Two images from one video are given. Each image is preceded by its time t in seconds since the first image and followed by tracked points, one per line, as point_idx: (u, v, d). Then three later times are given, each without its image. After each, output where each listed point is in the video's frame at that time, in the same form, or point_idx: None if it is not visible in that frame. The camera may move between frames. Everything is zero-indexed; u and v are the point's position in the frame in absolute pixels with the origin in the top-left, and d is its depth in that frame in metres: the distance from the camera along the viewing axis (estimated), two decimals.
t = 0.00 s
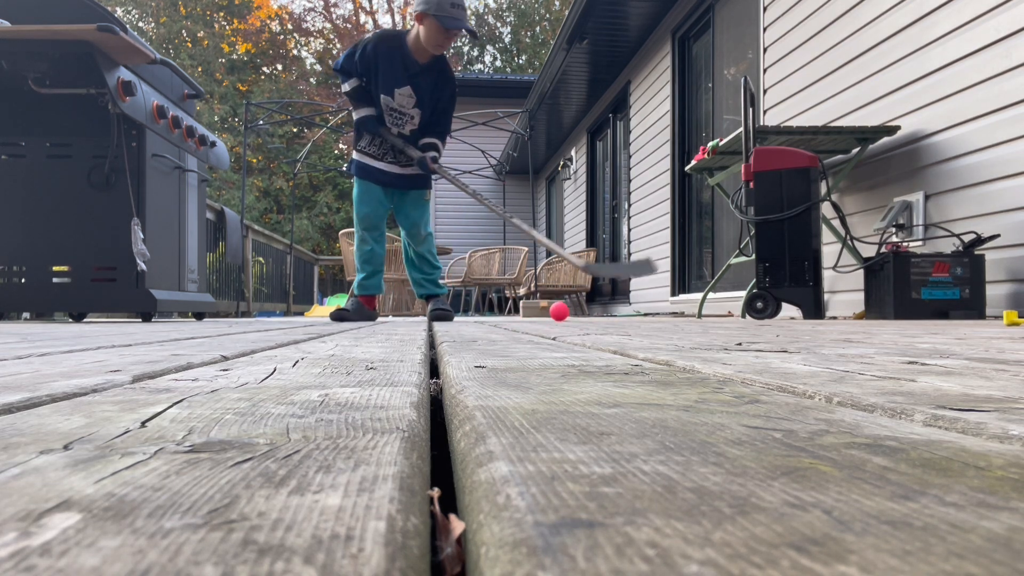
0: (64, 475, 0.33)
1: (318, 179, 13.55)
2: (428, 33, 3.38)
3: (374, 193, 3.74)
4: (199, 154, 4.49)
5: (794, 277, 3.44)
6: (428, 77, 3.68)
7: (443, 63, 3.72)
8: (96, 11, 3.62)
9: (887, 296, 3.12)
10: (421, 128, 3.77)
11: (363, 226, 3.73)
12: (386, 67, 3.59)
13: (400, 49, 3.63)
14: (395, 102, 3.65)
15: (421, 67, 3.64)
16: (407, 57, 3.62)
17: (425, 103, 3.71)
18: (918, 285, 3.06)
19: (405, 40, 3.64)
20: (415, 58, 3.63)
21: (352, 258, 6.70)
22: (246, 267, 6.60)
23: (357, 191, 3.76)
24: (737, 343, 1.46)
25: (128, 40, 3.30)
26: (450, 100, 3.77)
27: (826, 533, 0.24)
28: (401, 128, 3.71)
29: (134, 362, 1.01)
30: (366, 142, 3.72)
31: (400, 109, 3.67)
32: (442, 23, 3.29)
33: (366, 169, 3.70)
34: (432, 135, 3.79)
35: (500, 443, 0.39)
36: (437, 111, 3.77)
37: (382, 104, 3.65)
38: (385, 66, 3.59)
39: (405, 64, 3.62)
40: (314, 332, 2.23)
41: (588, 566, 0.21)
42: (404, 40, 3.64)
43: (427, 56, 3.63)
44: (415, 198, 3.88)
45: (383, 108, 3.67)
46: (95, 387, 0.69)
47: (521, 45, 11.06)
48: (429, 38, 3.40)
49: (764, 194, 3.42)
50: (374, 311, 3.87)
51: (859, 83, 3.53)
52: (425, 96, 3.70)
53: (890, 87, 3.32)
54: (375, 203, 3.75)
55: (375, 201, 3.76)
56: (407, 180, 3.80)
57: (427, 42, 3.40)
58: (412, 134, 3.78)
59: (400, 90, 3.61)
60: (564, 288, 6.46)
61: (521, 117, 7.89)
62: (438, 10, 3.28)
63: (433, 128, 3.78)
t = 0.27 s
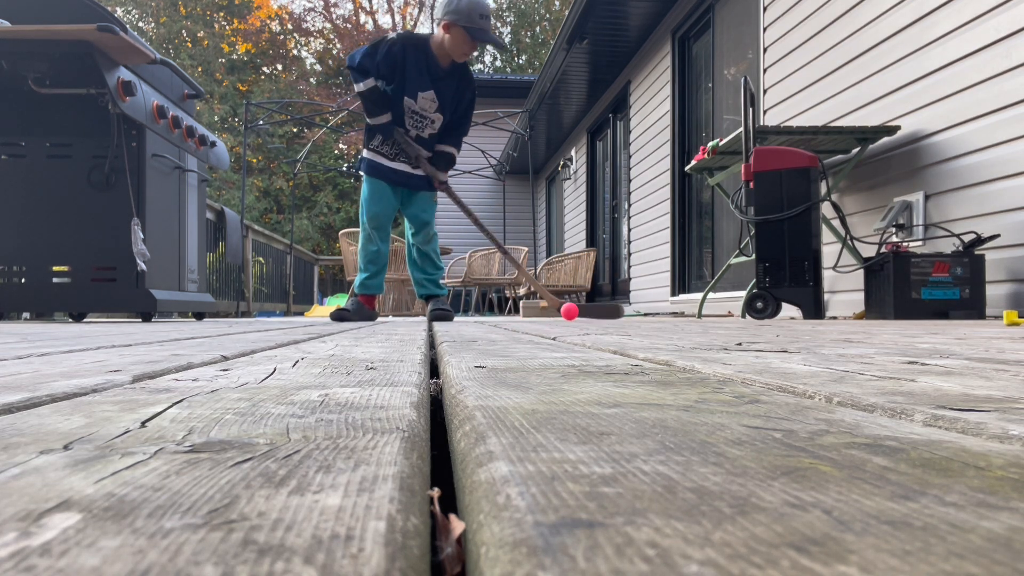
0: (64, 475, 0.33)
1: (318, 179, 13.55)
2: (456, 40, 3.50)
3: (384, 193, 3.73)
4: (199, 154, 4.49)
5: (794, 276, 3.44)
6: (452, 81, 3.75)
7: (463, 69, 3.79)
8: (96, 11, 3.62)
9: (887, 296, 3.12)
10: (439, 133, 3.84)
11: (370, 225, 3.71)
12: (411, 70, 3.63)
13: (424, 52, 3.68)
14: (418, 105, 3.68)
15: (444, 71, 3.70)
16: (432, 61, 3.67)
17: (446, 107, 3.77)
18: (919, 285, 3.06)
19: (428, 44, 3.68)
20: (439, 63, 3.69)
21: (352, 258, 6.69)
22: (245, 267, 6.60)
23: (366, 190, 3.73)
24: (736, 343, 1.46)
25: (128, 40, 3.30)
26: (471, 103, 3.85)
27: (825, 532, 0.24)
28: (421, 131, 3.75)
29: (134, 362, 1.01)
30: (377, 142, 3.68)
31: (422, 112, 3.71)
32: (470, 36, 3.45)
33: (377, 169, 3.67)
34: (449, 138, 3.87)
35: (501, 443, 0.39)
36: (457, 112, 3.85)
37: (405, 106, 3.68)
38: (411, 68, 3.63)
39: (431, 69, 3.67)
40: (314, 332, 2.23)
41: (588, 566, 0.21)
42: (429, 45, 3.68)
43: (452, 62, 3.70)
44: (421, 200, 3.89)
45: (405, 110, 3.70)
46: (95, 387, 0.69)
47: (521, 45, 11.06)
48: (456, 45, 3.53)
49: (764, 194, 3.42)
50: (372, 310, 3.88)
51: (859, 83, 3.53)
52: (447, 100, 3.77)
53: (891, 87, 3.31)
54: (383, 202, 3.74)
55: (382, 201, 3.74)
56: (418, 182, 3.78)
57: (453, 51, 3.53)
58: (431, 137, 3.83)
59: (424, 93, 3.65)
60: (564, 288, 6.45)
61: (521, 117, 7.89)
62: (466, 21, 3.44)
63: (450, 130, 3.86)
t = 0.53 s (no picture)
0: (63, 476, 0.33)
1: (318, 179, 13.55)
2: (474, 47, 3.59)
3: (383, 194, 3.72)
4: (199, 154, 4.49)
5: (794, 277, 3.44)
6: (458, 82, 3.75)
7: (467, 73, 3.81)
8: (96, 11, 3.62)
9: (887, 296, 3.12)
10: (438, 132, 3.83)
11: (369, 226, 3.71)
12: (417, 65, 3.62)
13: (434, 49, 3.67)
14: (422, 101, 3.66)
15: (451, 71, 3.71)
16: (440, 58, 3.68)
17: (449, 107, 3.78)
18: (918, 285, 3.06)
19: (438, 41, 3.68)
20: (447, 62, 3.70)
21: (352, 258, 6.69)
22: (246, 267, 6.60)
23: (366, 190, 3.72)
24: (736, 343, 1.46)
25: (128, 40, 3.30)
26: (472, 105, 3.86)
27: (827, 533, 0.24)
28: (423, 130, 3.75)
29: (135, 362, 1.01)
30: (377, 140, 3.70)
31: (425, 108, 3.69)
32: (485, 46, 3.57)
33: (376, 171, 3.68)
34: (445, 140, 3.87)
35: (500, 443, 0.39)
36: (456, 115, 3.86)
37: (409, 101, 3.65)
38: (417, 63, 3.62)
39: (438, 67, 3.67)
40: (314, 332, 2.23)
41: (588, 566, 0.21)
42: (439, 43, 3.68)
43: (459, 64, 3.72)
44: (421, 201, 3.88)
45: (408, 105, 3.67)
46: (95, 387, 0.69)
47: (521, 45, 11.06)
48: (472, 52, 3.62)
49: (764, 194, 3.42)
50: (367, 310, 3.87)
51: (859, 83, 3.53)
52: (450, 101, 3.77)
53: (890, 87, 3.32)
54: (382, 203, 3.74)
55: (382, 202, 3.74)
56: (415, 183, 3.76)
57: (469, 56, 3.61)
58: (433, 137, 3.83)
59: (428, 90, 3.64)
60: (564, 288, 6.45)
61: (521, 117, 7.89)
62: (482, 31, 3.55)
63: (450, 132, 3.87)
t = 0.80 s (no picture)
0: (63, 476, 0.33)
1: (318, 179, 13.56)
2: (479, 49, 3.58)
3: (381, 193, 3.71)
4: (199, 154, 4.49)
5: (794, 277, 3.44)
6: (458, 85, 3.75)
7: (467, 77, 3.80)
8: (96, 11, 3.62)
9: (887, 296, 3.11)
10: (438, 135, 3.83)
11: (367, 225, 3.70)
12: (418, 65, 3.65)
13: (433, 51, 3.69)
14: (422, 101, 3.69)
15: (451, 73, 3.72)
16: (439, 60, 3.69)
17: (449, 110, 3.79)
18: (918, 285, 3.06)
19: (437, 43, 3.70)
20: (447, 64, 3.70)
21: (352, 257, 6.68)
22: (246, 267, 6.60)
23: (364, 190, 3.72)
24: (736, 343, 1.46)
25: (128, 40, 3.30)
26: (471, 113, 3.86)
27: (827, 533, 0.24)
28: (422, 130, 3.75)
29: (134, 362, 1.01)
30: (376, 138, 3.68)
31: (425, 108, 3.71)
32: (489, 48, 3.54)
33: (374, 167, 3.67)
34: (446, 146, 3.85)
35: (500, 443, 0.39)
36: (455, 121, 3.84)
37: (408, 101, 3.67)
38: (416, 63, 3.65)
39: (437, 69, 3.68)
40: (314, 332, 2.23)
41: (588, 566, 0.21)
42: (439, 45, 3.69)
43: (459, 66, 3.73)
44: (420, 200, 3.86)
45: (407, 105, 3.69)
46: (95, 387, 0.69)
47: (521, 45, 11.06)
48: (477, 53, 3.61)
49: (764, 194, 3.42)
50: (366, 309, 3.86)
51: (859, 83, 3.53)
52: (448, 102, 3.78)
53: (891, 87, 3.31)
54: (380, 203, 3.73)
55: (379, 201, 3.73)
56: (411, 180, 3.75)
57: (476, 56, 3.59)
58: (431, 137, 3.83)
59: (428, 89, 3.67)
60: (564, 288, 6.45)
61: (521, 117, 7.89)
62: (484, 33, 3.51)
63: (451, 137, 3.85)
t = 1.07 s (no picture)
0: (63, 476, 0.33)
1: (318, 179, 13.55)
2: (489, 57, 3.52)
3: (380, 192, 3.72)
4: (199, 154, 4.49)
5: (794, 277, 3.44)
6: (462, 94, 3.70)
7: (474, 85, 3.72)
8: (96, 11, 3.62)
9: (887, 296, 3.11)
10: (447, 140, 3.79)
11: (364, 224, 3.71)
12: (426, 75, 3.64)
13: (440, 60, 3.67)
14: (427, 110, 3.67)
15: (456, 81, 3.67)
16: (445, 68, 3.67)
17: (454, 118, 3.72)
18: (918, 285, 3.05)
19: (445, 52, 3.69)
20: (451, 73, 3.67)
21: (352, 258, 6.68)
22: (246, 267, 6.60)
23: (364, 188, 3.73)
24: (736, 343, 1.46)
25: (128, 40, 3.30)
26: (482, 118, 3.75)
27: (827, 532, 0.24)
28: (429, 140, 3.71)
29: (134, 362, 1.01)
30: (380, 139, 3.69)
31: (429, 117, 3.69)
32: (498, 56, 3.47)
33: (374, 166, 3.69)
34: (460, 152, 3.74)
35: (501, 443, 0.39)
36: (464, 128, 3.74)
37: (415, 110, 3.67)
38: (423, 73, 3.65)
39: (443, 77, 3.66)
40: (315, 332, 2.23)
41: (588, 567, 0.21)
42: (448, 55, 3.69)
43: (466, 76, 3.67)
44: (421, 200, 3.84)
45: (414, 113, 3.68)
46: (95, 387, 0.69)
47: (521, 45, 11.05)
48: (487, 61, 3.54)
49: (764, 194, 3.42)
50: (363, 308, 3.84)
51: (859, 83, 3.53)
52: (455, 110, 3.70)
53: (891, 87, 3.31)
54: (379, 202, 3.73)
55: (379, 200, 3.74)
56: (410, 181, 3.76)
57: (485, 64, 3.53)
58: (436, 144, 3.82)
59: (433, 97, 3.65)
60: (564, 288, 6.45)
61: (521, 118, 7.90)
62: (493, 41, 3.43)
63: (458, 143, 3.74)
